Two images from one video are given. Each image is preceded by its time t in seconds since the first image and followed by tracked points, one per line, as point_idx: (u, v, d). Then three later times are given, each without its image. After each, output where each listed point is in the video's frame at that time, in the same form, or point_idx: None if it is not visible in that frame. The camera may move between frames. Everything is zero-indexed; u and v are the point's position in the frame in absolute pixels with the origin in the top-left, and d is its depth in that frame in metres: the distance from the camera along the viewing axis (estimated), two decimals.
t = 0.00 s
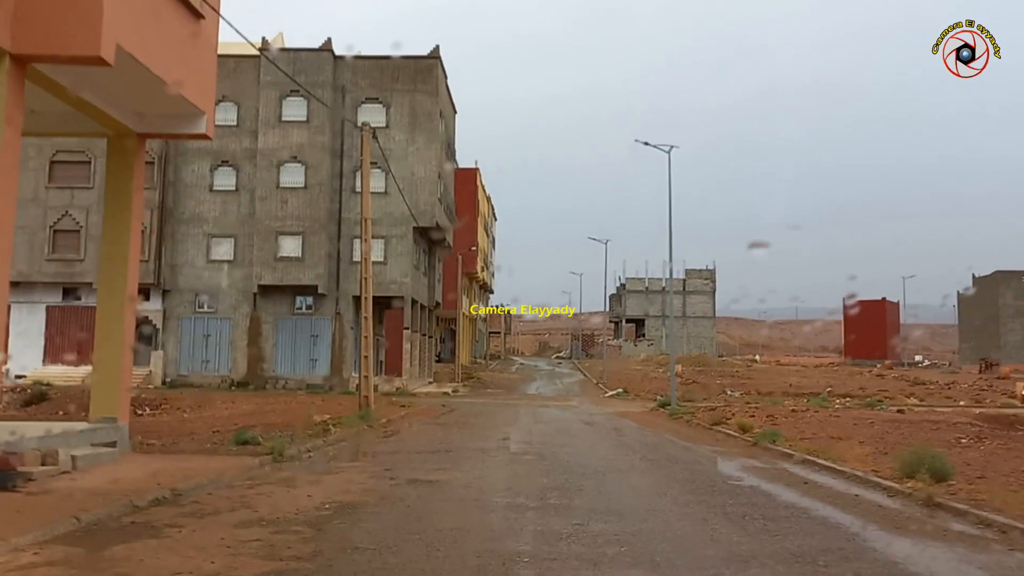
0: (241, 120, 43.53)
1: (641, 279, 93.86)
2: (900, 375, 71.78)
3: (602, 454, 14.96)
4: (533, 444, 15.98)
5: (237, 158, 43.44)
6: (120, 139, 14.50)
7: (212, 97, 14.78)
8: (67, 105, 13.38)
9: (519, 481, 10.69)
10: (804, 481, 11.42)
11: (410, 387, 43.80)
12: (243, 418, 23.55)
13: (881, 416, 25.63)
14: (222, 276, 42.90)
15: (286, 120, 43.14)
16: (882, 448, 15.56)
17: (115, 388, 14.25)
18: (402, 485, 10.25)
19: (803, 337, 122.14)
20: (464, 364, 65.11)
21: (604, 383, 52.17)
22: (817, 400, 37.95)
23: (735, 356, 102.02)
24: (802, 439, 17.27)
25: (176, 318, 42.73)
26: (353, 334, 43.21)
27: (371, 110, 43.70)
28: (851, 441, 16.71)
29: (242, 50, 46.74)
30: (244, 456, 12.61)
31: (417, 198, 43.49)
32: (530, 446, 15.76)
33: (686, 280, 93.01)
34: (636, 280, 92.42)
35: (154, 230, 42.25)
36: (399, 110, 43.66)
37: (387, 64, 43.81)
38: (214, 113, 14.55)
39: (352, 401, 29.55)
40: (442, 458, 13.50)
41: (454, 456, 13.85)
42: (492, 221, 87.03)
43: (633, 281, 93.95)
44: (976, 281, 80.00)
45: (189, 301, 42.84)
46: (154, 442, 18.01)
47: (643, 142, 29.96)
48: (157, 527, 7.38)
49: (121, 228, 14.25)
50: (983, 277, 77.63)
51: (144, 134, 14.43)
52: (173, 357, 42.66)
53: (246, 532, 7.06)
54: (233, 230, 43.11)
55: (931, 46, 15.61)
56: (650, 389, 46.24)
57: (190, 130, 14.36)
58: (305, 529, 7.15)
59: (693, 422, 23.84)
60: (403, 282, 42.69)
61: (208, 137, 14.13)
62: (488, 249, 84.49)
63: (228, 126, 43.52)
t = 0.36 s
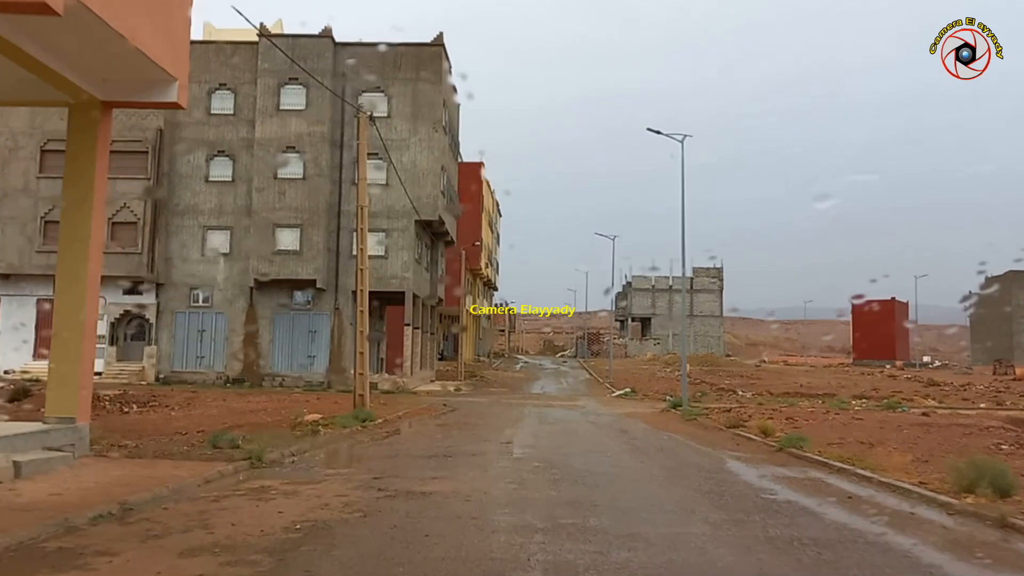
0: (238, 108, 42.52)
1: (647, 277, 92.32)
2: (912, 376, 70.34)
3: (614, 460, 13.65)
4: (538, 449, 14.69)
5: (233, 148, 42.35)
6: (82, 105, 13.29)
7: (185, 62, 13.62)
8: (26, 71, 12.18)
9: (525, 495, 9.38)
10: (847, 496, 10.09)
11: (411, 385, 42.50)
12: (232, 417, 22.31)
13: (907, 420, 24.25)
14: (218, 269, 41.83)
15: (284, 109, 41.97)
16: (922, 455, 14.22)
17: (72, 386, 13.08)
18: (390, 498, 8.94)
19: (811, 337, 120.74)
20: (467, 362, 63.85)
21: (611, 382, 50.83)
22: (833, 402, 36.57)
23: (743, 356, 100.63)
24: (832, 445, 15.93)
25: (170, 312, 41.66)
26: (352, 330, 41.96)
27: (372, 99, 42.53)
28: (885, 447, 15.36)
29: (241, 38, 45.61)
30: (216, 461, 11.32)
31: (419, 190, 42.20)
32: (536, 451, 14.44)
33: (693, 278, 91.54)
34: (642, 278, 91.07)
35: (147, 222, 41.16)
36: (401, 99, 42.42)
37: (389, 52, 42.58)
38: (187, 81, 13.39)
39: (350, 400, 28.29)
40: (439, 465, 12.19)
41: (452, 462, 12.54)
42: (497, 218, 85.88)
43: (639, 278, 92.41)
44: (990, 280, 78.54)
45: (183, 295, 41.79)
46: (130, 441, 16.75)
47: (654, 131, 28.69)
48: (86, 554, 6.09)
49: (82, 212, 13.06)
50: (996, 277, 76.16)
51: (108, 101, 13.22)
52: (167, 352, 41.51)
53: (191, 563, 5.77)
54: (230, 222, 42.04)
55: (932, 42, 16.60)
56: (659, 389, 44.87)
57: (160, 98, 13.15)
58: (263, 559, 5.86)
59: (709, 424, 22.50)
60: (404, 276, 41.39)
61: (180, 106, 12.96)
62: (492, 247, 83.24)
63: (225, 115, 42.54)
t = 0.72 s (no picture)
0: (239, 97, 41.11)
1: (656, 275, 90.69)
2: (928, 378, 68.73)
3: (632, 470, 12.21)
4: (546, 457, 13.27)
5: (233, 138, 40.95)
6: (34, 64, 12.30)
7: (151, 16, 12.48)
8: None
9: (533, 518, 7.96)
10: (909, 520, 8.65)
11: (415, 384, 41.13)
12: (220, 416, 20.90)
13: (939, 424, 22.77)
14: (216, 262, 40.41)
15: (285, 98, 40.58)
16: (976, 467, 12.78)
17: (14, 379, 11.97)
18: (373, 520, 7.54)
19: (822, 336, 119.09)
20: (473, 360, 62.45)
21: (621, 382, 49.44)
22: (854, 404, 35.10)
23: (753, 356, 99.06)
24: (871, 454, 14.49)
25: (166, 306, 40.31)
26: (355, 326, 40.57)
27: (376, 88, 41.16)
28: (930, 458, 13.93)
29: (242, 26, 44.29)
30: (180, 470, 9.93)
31: (424, 181, 40.84)
32: (545, 458, 13.03)
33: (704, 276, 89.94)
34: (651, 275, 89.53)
35: (144, 213, 39.75)
36: (406, 88, 41.04)
37: (393, 39, 41.21)
38: (151, 36, 12.26)
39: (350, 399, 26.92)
40: (435, 476, 10.79)
41: (450, 473, 11.13)
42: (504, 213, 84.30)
43: (648, 276, 90.81)
44: (1007, 280, 76.95)
45: (181, 288, 40.39)
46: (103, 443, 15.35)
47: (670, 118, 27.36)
48: None
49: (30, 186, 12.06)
50: (1014, 277, 74.60)
51: (65, 61, 12.19)
52: (163, 347, 40.13)
53: None
54: (229, 214, 40.57)
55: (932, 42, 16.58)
56: (670, 389, 43.43)
57: (118, 56, 12.00)
58: None
59: (729, 428, 21.04)
60: (408, 270, 40.07)
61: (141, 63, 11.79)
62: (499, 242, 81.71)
63: (225, 104, 41.14)
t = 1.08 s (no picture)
0: (235, 88, 39.91)
1: (662, 274, 89.45)
2: (941, 379, 67.42)
3: (647, 483, 10.97)
4: (552, 467, 12.03)
5: (229, 131, 39.75)
6: None
7: None
8: None
9: (539, 549, 6.76)
10: (984, 555, 7.43)
11: (416, 384, 39.91)
12: (205, 420, 19.71)
13: (970, 429, 21.47)
14: (212, 258, 39.21)
15: (283, 89, 39.34)
16: None
17: None
18: (348, 552, 6.35)
19: (829, 337, 117.77)
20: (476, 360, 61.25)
21: (628, 382, 48.23)
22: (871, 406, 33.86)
23: (760, 356, 97.76)
24: (911, 466, 13.23)
25: (160, 304, 39.15)
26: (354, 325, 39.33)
27: (376, 79, 39.93)
28: (976, 470, 12.67)
29: (239, 16, 43.09)
30: (135, 486, 8.73)
31: (425, 175, 39.60)
32: (551, 470, 11.79)
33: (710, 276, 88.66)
34: (657, 275, 88.31)
35: (137, 207, 38.56)
36: (407, 79, 39.78)
37: (394, 29, 39.96)
38: None
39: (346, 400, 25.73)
40: (428, 491, 9.58)
41: (445, 487, 9.93)
42: (508, 211, 82.96)
43: (653, 275, 89.60)
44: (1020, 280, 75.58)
45: (175, 285, 39.23)
46: (69, 448, 14.14)
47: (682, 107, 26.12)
48: None
49: None
50: None
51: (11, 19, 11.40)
52: (156, 346, 38.96)
53: None
54: (224, 209, 39.37)
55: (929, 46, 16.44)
56: (678, 390, 42.17)
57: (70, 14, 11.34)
58: None
59: (746, 433, 19.79)
60: (409, 267, 38.87)
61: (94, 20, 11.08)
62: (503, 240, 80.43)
63: (221, 95, 39.93)
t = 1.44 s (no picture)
0: (230, 79, 38.68)
1: (668, 272, 88.11)
2: (954, 378, 66.06)
3: (665, 498, 9.70)
4: (558, 480, 10.76)
5: (223, 123, 38.52)
6: None
7: None
8: None
9: None
10: None
11: (417, 384, 38.65)
12: (187, 424, 18.47)
13: (1003, 432, 20.13)
14: (206, 255, 38.02)
15: (279, 80, 38.08)
16: None
17: None
18: None
19: (836, 335, 116.30)
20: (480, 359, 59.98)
21: (635, 382, 46.97)
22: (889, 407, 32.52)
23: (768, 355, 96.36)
24: (957, 477, 11.93)
25: (152, 302, 37.95)
26: (353, 323, 38.09)
27: (376, 70, 38.67)
28: None
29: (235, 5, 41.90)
30: (69, 508, 7.46)
31: (426, 169, 38.35)
32: (557, 482, 10.52)
33: (716, 274, 87.31)
34: (663, 273, 86.98)
35: (128, 202, 37.35)
36: (407, 69, 38.51)
37: (394, 18, 38.70)
38: None
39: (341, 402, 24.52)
40: (415, 510, 8.31)
41: (436, 505, 8.66)
42: (512, 208, 81.68)
43: (659, 273, 88.25)
44: None
45: (168, 283, 38.03)
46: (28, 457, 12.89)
47: (693, 93, 24.86)
48: None
49: None
50: None
51: None
52: (149, 346, 37.76)
53: None
54: (219, 204, 38.14)
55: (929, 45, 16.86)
56: (688, 390, 40.89)
57: None
58: None
59: (765, 436, 18.49)
60: (409, 264, 37.65)
61: None
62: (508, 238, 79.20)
63: (215, 87, 38.70)
